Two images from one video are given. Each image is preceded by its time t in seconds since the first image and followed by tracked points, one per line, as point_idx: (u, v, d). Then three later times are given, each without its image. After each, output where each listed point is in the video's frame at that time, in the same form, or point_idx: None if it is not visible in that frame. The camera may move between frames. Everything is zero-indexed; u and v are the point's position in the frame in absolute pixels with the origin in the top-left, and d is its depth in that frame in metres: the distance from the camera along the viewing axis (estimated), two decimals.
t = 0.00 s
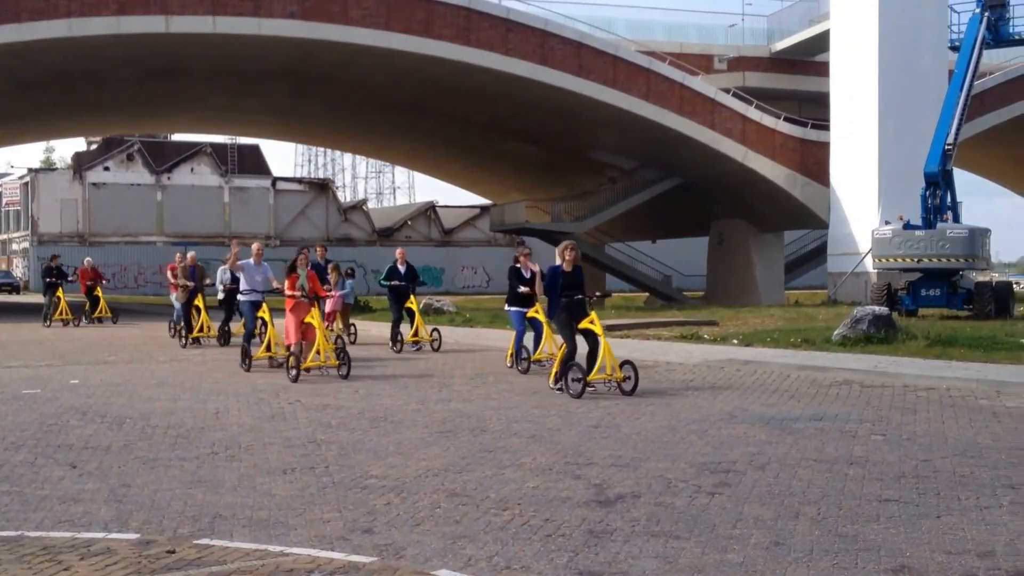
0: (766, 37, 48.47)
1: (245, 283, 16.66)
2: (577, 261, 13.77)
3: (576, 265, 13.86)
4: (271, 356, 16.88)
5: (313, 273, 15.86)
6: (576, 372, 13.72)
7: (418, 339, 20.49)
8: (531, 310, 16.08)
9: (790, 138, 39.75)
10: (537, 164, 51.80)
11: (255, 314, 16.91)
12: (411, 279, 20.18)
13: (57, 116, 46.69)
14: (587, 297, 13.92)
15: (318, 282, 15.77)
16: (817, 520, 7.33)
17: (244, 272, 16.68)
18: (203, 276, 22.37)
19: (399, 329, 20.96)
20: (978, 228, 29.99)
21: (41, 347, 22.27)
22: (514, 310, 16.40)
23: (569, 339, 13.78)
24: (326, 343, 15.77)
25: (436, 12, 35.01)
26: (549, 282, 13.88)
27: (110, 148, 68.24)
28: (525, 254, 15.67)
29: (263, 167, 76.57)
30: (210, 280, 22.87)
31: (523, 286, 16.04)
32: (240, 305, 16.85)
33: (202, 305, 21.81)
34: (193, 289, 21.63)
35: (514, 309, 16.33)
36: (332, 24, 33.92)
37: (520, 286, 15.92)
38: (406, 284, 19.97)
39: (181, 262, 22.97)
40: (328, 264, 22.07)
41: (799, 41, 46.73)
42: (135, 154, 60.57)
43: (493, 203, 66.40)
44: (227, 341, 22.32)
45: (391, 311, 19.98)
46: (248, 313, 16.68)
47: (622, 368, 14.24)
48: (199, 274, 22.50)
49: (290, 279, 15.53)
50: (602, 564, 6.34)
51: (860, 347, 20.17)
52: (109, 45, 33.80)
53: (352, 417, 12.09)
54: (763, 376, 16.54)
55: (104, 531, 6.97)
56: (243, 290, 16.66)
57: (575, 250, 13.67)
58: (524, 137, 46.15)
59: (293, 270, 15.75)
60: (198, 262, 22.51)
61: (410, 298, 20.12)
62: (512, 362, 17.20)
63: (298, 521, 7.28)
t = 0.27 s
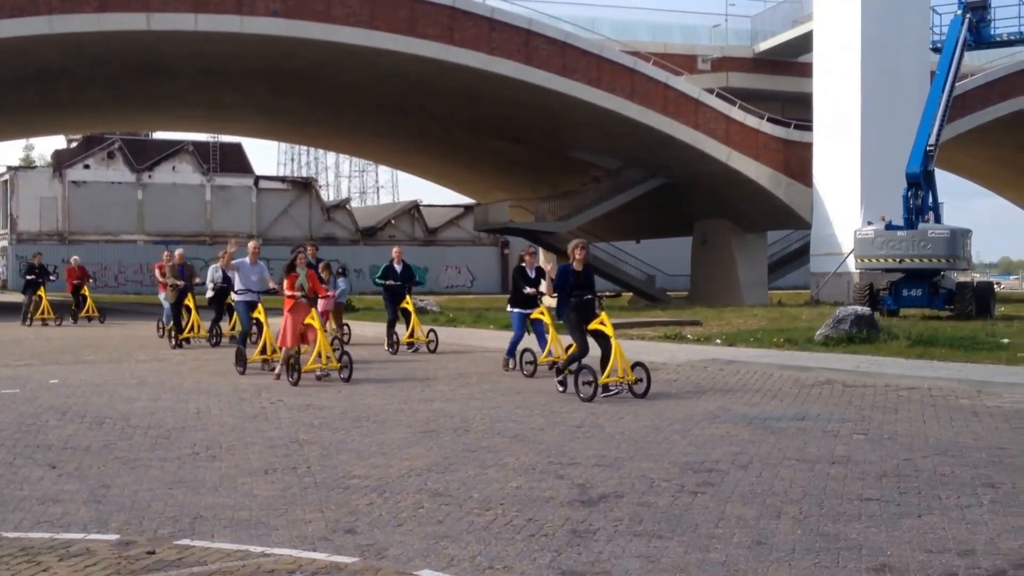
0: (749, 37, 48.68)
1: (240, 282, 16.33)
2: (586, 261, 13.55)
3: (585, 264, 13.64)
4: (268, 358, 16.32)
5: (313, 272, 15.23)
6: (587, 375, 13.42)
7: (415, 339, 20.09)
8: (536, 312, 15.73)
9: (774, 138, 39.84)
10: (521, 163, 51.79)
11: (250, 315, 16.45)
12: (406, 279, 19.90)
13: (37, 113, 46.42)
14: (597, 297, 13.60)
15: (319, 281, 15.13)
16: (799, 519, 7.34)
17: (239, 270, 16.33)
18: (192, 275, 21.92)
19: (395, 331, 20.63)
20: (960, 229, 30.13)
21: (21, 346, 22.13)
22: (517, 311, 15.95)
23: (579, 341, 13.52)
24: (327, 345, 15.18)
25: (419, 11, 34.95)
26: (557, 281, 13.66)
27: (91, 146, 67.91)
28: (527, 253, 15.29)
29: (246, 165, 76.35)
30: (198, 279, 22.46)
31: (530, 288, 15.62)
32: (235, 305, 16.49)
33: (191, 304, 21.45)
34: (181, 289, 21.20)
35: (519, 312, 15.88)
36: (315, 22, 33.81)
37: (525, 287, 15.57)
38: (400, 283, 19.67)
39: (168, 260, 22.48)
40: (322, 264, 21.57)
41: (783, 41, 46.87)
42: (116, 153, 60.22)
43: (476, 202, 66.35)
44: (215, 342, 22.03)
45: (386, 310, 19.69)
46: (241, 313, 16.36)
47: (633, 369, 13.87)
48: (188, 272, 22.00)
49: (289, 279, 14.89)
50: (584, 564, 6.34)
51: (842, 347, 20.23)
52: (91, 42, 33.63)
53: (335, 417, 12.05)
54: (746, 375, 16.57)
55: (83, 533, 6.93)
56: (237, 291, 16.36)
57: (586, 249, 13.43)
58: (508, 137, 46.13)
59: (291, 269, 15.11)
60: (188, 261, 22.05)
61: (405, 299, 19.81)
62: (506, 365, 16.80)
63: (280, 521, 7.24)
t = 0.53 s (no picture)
0: (729, 36, 48.91)
1: (233, 280, 15.90)
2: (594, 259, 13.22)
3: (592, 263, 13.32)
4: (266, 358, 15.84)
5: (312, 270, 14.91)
6: (595, 375, 12.98)
7: (406, 339, 19.58)
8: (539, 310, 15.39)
9: (753, 137, 39.97)
10: (501, 161, 51.78)
11: (244, 314, 16.03)
12: (400, 275, 19.17)
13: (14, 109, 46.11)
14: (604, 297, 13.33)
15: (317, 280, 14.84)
16: (778, 516, 7.38)
17: (232, 268, 15.98)
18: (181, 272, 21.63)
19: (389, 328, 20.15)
20: (938, 228, 30.32)
21: None
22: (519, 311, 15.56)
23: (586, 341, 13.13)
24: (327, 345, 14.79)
25: (400, 8, 34.90)
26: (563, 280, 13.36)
27: (69, 142, 67.54)
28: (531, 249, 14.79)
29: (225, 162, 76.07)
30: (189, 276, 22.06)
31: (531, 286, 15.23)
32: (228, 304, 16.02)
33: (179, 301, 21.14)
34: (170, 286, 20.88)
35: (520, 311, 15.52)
36: (296, 18, 33.68)
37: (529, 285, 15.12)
38: (391, 280, 18.95)
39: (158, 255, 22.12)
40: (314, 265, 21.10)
41: (762, 40, 47.04)
42: (95, 150, 60.52)
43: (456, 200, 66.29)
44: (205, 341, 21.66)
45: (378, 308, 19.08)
46: (235, 311, 15.93)
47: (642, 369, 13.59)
48: (176, 270, 21.68)
49: (287, 276, 14.60)
50: (565, 560, 6.35)
51: (821, 346, 20.33)
52: (69, 37, 33.41)
53: (315, 415, 12.03)
54: (725, 374, 16.62)
55: (63, 529, 6.89)
56: (231, 288, 15.89)
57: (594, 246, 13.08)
58: (488, 134, 46.12)
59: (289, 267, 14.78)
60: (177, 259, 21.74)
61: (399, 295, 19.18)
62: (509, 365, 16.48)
63: (260, 518, 7.23)
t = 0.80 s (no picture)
0: (708, 33, 49.04)
1: (228, 278, 15.66)
2: (601, 255, 12.69)
3: (600, 259, 12.79)
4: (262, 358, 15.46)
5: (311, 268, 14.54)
6: (603, 377, 12.65)
7: (400, 338, 19.20)
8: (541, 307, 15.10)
9: (733, 135, 40.08)
10: (481, 158, 51.77)
11: (239, 313, 15.67)
12: (393, 272, 18.37)
13: None
14: (610, 293, 12.85)
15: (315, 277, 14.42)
16: (757, 511, 7.42)
17: (226, 266, 15.70)
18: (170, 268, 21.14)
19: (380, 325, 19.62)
20: (915, 226, 30.51)
21: None
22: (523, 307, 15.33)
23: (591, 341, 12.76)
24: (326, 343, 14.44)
25: (380, 4, 34.86)
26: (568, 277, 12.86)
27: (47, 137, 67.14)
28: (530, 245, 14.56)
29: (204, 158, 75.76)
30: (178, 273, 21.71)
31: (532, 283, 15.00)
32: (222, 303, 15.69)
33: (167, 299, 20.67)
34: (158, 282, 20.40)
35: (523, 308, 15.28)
36: (275, 14, 33.57)
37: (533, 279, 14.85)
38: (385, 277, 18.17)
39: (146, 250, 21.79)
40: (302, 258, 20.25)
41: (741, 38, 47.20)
42: (73, 145, 60.16)
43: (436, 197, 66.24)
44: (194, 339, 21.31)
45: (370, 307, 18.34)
46: (229, 310, 15.58)
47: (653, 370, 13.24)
48: (165, 266, 21.17)
49: (285, 273, 14.15)
50: (545, 556, 6.38)
51: (799, 343, 20.44)
52: (46, 32, 33.20)
53: (295, 411, 12.02)
54: (704, 370, 16.70)
55: (42, 525, 6.87)
56: (224, 286, 15.62)
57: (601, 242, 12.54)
58: (468, 131, 46.10)
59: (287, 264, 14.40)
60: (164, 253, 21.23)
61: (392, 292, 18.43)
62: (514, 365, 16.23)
63: (240, 514, 7.22)
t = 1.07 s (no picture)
0: (687, 31, 49.18)
1: (222, 275, 15.16)
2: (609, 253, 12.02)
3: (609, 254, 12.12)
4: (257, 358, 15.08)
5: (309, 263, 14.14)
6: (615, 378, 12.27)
7: (396, 336, 18.94)
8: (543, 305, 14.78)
9: (711, 132, 40.22)
10: (461, 154, 51.73)
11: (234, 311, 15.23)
12: (386, 269, 18.22)
13: None
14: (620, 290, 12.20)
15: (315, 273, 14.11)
16: (736, 507, 7.47)
17: (221, 263, 15.25)
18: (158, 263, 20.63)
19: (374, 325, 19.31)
20: (893, 223, 30.67)
21: None
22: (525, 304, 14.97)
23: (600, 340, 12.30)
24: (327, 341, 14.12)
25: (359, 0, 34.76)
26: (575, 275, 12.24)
27: (23, 132, 66.61)
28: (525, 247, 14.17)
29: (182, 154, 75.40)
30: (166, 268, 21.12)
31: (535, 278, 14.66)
32: (215, 301, 15.18)
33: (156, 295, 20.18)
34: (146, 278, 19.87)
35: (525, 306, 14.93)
36: (254, 9, 33.42)
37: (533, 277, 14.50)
38: (379, 273, 18.06)
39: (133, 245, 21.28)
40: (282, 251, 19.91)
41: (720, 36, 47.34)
42: (50, 140, 59.32)
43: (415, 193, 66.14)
44: (182, 336, 20.84)
45: (364, 304, 18.19)
46: (224, 308, 15.10)
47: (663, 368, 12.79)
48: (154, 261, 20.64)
49: (284, 269, 13.84)
50: (525, 551, 6.39)
51: (777, 339, 20.54)
52: (23, 26, 32.93)
53: (274, 407, 11.99)
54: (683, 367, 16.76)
55: (21, 521, 6.83)
56: (218, 284, 15.09)
57: (611, 239, 11.93)
58: (448, 127, 46.07)
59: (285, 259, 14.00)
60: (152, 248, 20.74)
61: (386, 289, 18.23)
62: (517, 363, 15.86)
63: (220, 510, 7.21)
